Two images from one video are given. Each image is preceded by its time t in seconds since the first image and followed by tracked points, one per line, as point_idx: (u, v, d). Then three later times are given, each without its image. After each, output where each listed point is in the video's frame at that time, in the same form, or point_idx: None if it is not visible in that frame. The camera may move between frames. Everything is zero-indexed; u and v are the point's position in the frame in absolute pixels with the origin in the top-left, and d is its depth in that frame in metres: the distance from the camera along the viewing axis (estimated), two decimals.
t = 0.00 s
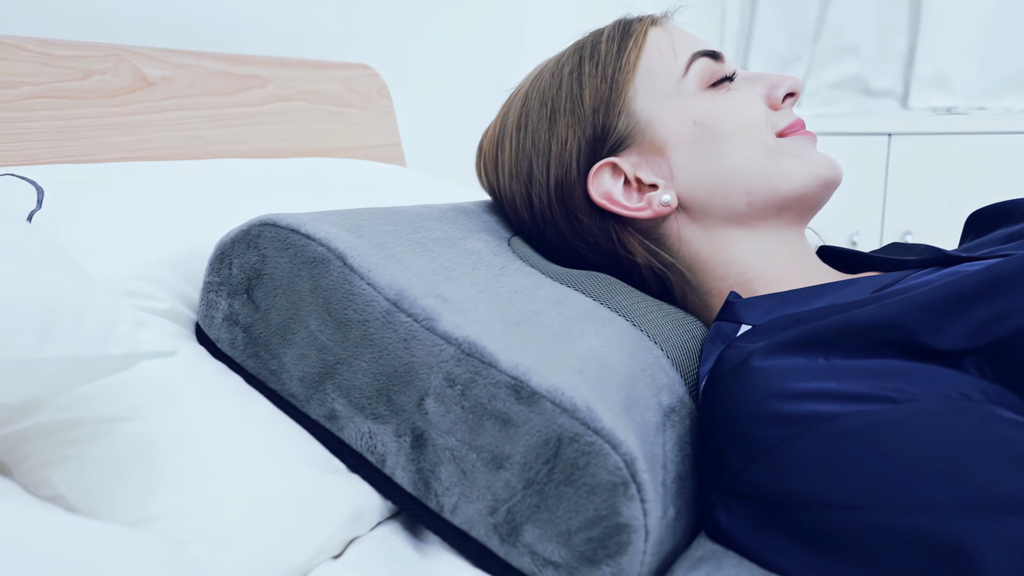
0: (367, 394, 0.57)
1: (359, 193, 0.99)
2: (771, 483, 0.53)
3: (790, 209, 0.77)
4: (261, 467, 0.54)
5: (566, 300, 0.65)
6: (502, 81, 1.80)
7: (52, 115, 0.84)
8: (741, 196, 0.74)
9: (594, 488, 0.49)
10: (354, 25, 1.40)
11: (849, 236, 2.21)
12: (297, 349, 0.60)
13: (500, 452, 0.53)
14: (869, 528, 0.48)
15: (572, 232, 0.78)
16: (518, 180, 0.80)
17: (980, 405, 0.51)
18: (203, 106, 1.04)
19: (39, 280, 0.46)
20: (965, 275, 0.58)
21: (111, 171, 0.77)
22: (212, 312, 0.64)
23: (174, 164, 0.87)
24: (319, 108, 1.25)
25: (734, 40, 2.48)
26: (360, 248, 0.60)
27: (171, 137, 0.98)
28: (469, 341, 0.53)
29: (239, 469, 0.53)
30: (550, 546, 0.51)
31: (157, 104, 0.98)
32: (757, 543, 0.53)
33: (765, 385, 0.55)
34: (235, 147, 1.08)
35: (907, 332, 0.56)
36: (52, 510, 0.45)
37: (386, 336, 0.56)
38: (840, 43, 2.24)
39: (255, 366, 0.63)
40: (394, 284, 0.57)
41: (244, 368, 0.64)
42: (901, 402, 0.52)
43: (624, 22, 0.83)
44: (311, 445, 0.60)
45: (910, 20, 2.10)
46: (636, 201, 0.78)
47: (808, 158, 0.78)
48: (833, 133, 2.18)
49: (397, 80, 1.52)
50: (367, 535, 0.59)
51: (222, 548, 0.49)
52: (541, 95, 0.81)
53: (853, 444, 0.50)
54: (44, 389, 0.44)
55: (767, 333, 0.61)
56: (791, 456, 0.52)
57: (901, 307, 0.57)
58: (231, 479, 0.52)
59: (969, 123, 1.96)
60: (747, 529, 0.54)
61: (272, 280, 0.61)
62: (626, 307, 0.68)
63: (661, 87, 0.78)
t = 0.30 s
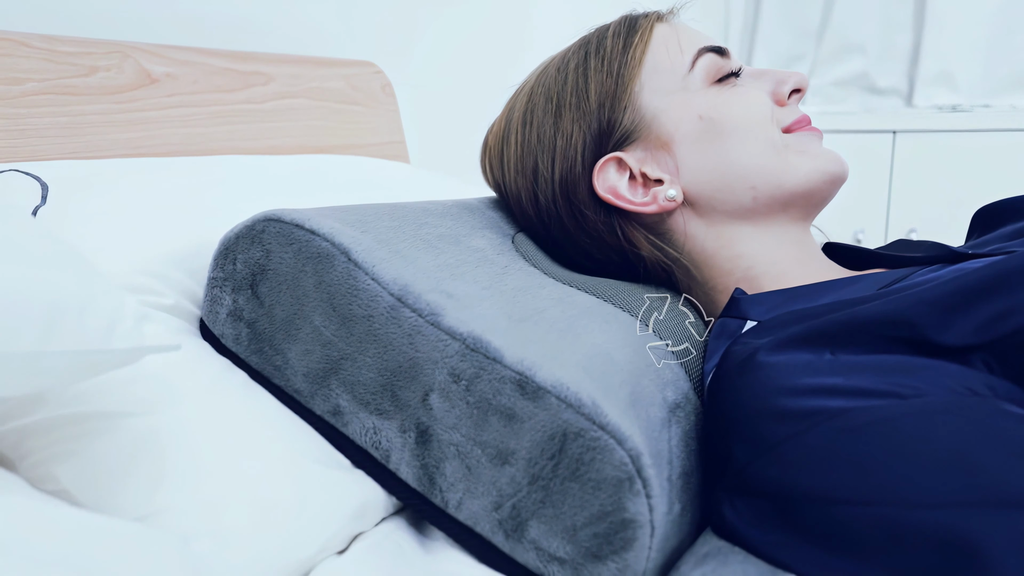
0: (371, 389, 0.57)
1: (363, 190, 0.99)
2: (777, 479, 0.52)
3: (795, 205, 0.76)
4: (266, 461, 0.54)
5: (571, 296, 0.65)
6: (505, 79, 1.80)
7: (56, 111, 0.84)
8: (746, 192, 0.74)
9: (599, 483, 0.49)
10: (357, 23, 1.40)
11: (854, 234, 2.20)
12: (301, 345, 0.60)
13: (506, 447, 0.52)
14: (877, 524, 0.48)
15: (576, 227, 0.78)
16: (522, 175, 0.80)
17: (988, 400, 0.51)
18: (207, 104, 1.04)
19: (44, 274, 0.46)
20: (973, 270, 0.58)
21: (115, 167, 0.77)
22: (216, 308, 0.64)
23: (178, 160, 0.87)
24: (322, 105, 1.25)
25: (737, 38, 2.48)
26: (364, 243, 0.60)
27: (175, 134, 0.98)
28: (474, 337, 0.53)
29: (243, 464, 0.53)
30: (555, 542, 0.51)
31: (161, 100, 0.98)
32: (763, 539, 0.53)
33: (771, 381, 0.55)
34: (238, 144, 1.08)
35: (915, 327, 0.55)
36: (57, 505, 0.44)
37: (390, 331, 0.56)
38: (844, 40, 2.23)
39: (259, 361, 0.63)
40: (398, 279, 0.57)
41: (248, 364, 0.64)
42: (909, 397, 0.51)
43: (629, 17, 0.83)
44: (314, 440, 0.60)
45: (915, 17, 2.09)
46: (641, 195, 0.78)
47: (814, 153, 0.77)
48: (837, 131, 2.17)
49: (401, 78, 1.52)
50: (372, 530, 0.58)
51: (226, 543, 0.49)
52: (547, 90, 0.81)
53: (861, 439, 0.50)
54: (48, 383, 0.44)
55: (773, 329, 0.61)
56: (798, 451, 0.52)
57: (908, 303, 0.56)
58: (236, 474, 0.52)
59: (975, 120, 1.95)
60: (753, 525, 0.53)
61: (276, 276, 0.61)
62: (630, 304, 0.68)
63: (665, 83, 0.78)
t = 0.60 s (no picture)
0: (373, 382, 0.57)
1: (365, 185, 0.99)
2: (781, 473, 0.52)
3: (798, 199, 0.76)
4: (267, 454, 0.54)
5: (573, 290, 0.64)
6: (509, 77, 1.79)
7: (58, 106, 0.84)
8: (749, 187, 0.74)
9: (601, 476, 0.49)
10: (360, 20, 1.39)
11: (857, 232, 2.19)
12: (302, 338, 0.60)
13: (507, 441, 0.52)
14: (882, 518, 0.48)
15: (578, 221, 0.77)
16: (523, 170, 0.80)
17: (993, 393, 0.51)
18: (210, 99, 1.04)
19: (44, 265, 0.45)
20: (978, 263, 0.58)
21: (117, 161, 0.77)
22: (218, 301, 0.64)
23: (180, 155, 0.86)
24: (325, 102, 1.25)
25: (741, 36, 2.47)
26: (365, 236, 0.59)
27: (177, 130, 0.98)
28: (475, 330, 0.53)
29: (244, 457, 0.53)
30: (557, 536, 0.51)
31: (163, 96, 0.98)
32: (766, 533, 0.52)
33: (774, 374, 0.54)
34: (240, 140, 1.08)
35: (919, 320, 0.55)
36: (57, 496, 0.44)
37: (392, 324, 0.56)
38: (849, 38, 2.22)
39: (260, 355, 0.63)
40: (400, 272, 0.57)
41: (249, 358, 0.64)
42: (913, 391, 0.51)
43: (632, 10, 0.83)
44: (315, 434, 0.59)
45: (920, 14, 2.08)
46: (643, 190, 0.77)
47: (817, 148, 0.77)
48: (841, 128, 2.17)
49: (403, 75, 1.52)
50: (374, 523, 0.58)
51: (226, 535, 0.49)
52: (548, 84, 0.81)
53: (865, 432, 0.50)
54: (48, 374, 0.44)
55: (777, 322, 0.61)
56: (801, 444, 0.51)
57: (913, 296, 0.56)
58: (237, 466, 0.52)
59: (979, 118, 1.94)
60: (756, 519, 0.53)
61: (278, 268, 0.61)
62: (632, 299, 0.67)
63: (668, 77, 0.78)
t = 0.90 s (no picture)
0: (370, 375, 0.57)
1: (365, 181, 0.99)
2: (780, 465, 0.52)
3: (799, 192, 0.75)
4: (263, 445, 0.53)
5: (572, 283, 0.64)
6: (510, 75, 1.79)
7: (57, 101, 0.84)
8: (750, 179, 0.73)
9: (599, 468, 0.48)
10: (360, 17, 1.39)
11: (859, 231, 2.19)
12: (300, 331, 0.60)
13: (505, 432, 0.52)
14: (883, 510, 0.47)
15: (579, 214, 0.77)
16: (524, 163, 0.80)
17: (995, 384, 0.50)
18: (209, 96, 1.04)
19: (38, 254, 0.45)
20: (980, 254, 0.57)
21: (115, 156, 0.77)
22: (215, 294, 0.64)
23: (179, 150, 0.86)
24: (325, 99, 1.25)
25: (742, 35, 2.47)
26: (363, 228, 0.59)
27: (177, 125, 0.98)
28: (473, 321, 0.53)
29: (240, 450, 0.52)
30: (555, 528, 0.51)
31: (162, 92, 0.98)
32: (766, 526, 0.52)
33: (774, 366, 0.54)
34: (240, 137, 1.08)
35: (921, 311, 0.55)
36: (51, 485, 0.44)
37: (389, 316, 0.56)
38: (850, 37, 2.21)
39: (257, 348, 0.63)
40: (398, 264, 0.57)
41: (246, 351, 0.64)
42: (914, 382, 0.51)
43: (635, 4, 0.82)
44: (313, 426, 0.59)
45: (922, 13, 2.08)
46: (644, 182, 0.77)
47: (819, 141, 0.77)
48: (843, 127, 2.16)
49: (404, 73, 1.52)
50: (371, 517, 0.57)
51: (223, 526, 0.49)
52: (550, 78, 0.81)
53: (866, 423, 0.49)
54: (42, 363, 0.44)
55: (777, 315, 0.60)
56: (801, 436, 0.51)
57: (914, 288, 0.56)
58: (234, 457, 0.52)
59: (981, 117, 1.94)
60: (755, 512, 0.53)
61: (275, 261, 0.61)
62: (632, 292, 0.67)
63: (669, 70, 0.77)
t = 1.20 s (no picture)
0: (366, 369, 0.57)
1: (363, 178, 0.99)
2: (777, 460, 0.52)
3: (799, 185, 0.75)
4: (259, 439, 0.53)
5: (569, 280, 0.64)
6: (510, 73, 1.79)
7: (55, 97, 0.84)
8: (750, 171, 0.73)
9: (595, 462, 0.48)
10: (360, 15, 1.39)
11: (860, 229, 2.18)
12: (296, 325, 0.60)
13: (500, 427, 0.52)
14: (881, 504, 0.47)
15: (577, 207, 0.76)
16: (523, 157, 0.80)
17: (994, 377, 0.50)
18: (208, 92, 1.04)
19: (32, 246, 0.45)
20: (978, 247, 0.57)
21: (113, 151, 0.77)
22: (212, 289, 0.64)
23: (178, 145, 0.86)
24: (324, 96, 1.25)
25: (744, 33, 2.46)
26: (359, 223, 0.59)
27: (176, 121, 0.98)
28: (469, 316, 0.53)
29: (233, 443, 0.52)
30: (551, 523, 0.50)
31: (161, 88, 0.97)
32: (763, 521, 0.52)
33: (771, 360, 0.54)
34: (239, 133, 1.07)
35: (918, 305, 0.54)
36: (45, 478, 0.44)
37: (385, 310, 0.55)
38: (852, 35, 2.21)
39: (253, 343, 0.62)
40: (394, 258, 0.56)
41: (243, 345, 0.64)
42: (912, 376, 0.50)
43: None
44: (308, 420, 0.59)
45: (924, 11, 2.07)
46: (642, 174, 0.76)
47: (819, 135, 0.76)
48: (844, 125, 2.15)
49: (403, 70, 1.52)
50: (367, 511, 0.57)
51: (218, 520, 0.48)
52: (549, 72, 0.81)
53: (863, 418, 0.49)
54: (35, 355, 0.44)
55: (774, 309, 0.60)
56: (798, 430, 0.51)
57: (912, 281, 0.55)
58: (229, 451, 0.51)
59: (983, 114, 1.93)
60: (752, 506, 0.53)
61: (271, 256, 0.60)
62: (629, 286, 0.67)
63: (668, 63, 0.77)
